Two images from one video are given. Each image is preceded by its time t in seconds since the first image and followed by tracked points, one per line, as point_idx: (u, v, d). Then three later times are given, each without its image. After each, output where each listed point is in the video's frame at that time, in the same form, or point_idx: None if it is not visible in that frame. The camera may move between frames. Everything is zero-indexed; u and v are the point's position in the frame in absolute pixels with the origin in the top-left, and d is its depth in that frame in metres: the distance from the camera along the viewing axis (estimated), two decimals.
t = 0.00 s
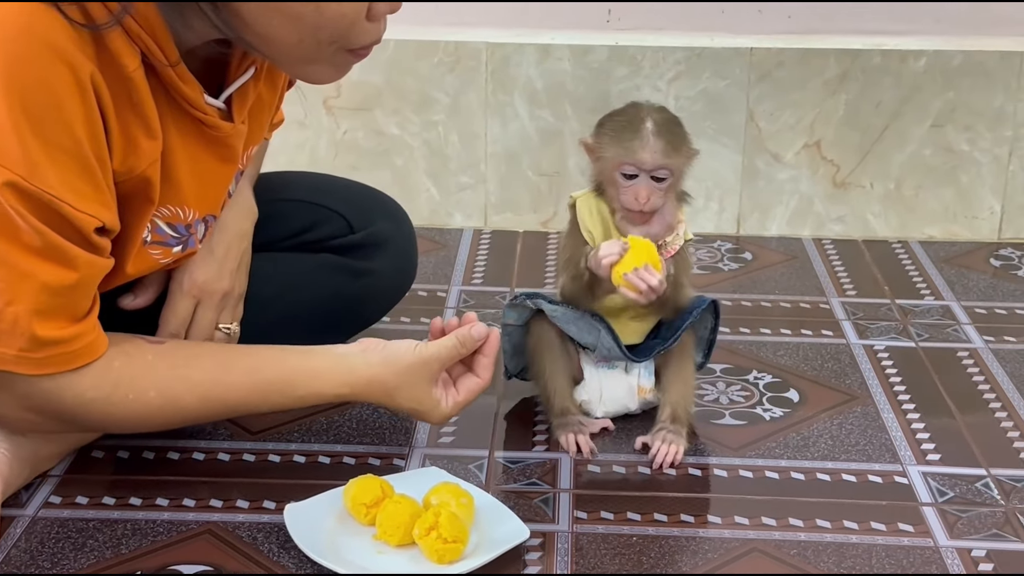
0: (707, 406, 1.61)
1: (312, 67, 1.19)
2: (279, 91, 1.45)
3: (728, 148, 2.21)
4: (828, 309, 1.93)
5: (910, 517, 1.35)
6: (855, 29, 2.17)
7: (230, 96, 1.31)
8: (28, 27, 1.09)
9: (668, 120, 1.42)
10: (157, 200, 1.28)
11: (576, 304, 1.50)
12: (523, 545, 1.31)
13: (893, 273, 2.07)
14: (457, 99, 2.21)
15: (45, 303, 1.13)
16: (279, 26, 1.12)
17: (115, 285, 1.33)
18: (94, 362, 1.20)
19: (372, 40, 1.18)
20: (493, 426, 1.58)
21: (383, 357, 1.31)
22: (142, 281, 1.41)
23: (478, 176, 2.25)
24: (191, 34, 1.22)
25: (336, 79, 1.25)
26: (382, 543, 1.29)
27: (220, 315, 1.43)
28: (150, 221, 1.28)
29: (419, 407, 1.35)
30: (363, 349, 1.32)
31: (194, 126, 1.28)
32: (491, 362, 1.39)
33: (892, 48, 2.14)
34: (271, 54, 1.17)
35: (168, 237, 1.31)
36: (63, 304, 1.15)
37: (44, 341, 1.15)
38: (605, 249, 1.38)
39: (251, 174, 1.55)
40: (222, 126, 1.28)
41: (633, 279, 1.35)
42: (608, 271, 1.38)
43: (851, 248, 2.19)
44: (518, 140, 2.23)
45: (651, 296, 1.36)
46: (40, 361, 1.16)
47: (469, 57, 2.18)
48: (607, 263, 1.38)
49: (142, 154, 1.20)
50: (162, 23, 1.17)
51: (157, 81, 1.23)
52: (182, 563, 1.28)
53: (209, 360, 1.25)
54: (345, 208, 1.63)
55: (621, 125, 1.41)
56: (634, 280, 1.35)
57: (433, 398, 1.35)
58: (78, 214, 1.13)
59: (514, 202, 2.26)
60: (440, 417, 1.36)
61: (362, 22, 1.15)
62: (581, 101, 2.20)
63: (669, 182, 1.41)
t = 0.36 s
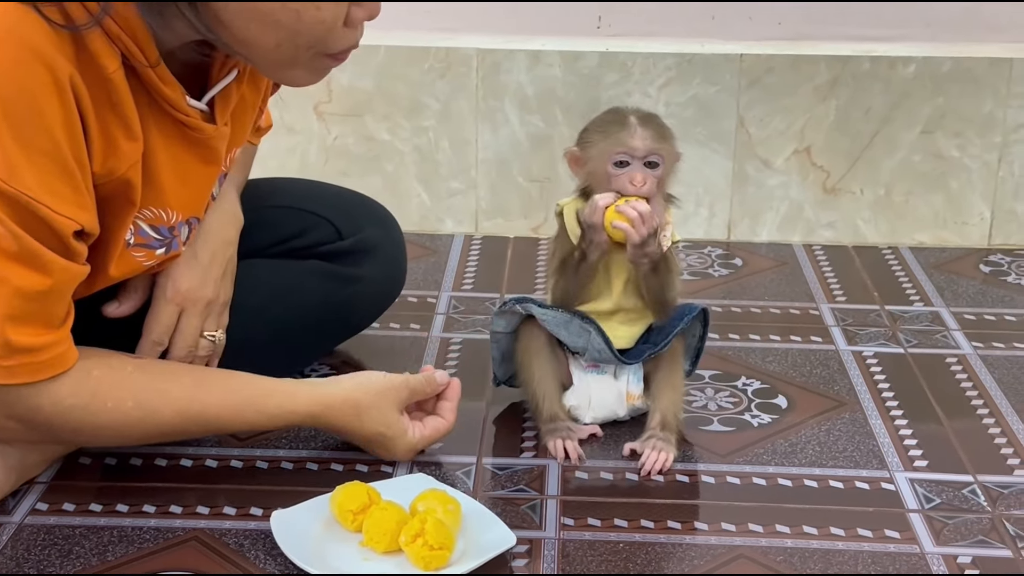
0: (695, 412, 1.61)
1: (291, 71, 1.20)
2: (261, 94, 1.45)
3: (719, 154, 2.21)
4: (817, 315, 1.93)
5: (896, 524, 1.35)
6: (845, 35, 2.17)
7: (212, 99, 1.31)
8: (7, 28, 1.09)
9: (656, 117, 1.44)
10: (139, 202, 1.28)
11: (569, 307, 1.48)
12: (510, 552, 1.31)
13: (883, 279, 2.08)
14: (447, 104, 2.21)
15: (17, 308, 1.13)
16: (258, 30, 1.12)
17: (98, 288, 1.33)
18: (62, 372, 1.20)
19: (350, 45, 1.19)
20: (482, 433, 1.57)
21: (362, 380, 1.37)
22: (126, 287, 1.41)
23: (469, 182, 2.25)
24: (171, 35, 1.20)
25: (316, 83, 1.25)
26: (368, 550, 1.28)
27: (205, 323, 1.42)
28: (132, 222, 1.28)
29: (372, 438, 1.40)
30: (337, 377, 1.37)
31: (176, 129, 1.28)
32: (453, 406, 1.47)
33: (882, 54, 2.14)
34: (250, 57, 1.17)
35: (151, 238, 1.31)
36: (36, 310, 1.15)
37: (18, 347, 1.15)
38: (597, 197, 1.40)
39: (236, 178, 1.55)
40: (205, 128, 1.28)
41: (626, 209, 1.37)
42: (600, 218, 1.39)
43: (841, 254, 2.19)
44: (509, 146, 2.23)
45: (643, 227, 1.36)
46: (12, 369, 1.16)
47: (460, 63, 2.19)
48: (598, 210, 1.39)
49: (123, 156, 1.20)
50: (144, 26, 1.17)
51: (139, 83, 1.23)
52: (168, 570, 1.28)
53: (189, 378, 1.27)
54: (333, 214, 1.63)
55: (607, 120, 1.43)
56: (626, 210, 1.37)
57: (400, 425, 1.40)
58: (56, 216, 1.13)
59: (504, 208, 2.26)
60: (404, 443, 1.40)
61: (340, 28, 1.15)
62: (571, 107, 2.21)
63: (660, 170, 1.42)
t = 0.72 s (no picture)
0: (682, 418, 1.61)
1: (259, 70, 1.21)
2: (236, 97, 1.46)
3: (708, 161, 2.22)
4: (806, 321, 1.93)
5: (881, 531, 1.36)
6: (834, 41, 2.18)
7: (189, 99, 1.32)
8: None
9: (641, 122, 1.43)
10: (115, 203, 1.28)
11: (557, 316, 1.48)
12: (495, 558, 1.31)
13: (872, 285, 2.08)
14: (437, 110, 2.22)
15: (16, 290, 1.13)
16: (229, 30, 1.13)
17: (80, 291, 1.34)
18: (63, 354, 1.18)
19: (317, 45, 1.20)
20: (469, 440, 1.57)
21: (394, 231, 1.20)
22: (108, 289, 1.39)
23: (459, 188, 2.26)
24: (143, 35, 1.20)
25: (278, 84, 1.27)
26: (353, 556, 1.28)
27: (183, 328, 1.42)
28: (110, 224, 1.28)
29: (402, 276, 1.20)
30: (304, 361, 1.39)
31: (150, 130, 1.29)
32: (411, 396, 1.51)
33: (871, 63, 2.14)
34: (220, 57, 1.18)
35: (131, 240, 1.32)
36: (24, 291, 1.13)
37: (22, 329, 1.15)
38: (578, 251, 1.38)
39: (214, 184, 1.56)
40: (180, 129, 1.29)
41: (617, 264, 1.35)
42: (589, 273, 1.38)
43: (831, 260, 2.20)
44: (499, 152, 2.23)
45: (639, 278, 1.36)
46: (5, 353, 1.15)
47: (449, 69, 2.19)
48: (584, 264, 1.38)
49: (98, 156, 1.20)
50: (113, 26, 1.17)
51: (111, 86, 1.23)
52: None
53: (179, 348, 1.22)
54: (319, 218, 1.64)
55: (594, 125, 1.43)
56: (617, 265, 1.36)
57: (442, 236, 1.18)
58: (31, 214, 1.13)
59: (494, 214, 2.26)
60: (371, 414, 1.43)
61: (309, 30, 1.16)
62: (561, 113, 2.21)
63: (645, 177, 1.42)
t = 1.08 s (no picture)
0: (671, 423, 1.61)
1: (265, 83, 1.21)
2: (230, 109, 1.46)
3: (699, 164, 2.22)
4: (796, 325, 1.93)
5: (869, 536, 1.35)
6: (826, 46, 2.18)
7: (185, 108, 1.31)
8: None
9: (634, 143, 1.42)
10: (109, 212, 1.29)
11: (554, 333, 1.47)
12: (482, 564, 1.31)
13: (863, 289, 2.08)
14: (429, 114, 2.22)
15: None
16: (238, 42, 1.13)
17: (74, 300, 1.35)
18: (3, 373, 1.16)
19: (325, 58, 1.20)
20: (458, 444, 1.57)
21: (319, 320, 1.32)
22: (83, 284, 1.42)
23: (450, 192, 2.25)
24: (142, 47, 1.20)
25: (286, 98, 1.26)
26: (339, 561, 1.26)
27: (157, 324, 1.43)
28: (106, 233, 1.29)
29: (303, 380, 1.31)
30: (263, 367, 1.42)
31: (145, 139, 1.28)
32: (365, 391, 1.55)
33: (862, 65, 2.16)
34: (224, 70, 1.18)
35: (126, 248, 1.33)
36: None
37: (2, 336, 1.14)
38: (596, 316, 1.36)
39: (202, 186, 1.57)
40: (173, 139, 1.29)
41: (629, 327, 1.37)
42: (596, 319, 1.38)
43: (822, 265, 2.19)
44: (490, 156, 2.23)
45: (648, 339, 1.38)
46: None
47: (441, 73, 2.19)
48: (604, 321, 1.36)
49: (90, 162, 1.20)
50: (113, 40, 1.17)
51: (107, 95, 1.23)
52: None
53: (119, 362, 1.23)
54: (309, 224, 1.63)
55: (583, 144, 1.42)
56: (630, 329, 1.37)
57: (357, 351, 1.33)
58: (23, 218, 1.13)
59: (486, 218, 2.26)
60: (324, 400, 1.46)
61: (317, 42, 1.16)
62: (553, 117, 2.21)
63: (628, 195, 1.39)
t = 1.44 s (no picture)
0: (665, 421, 1.62)
1: (242, 74, 1.23)
2: (209, 102, 1.47)
3: (694, 163, 2.22)
4: (790, 324, 1.93)
5: (861, 532, 1.36)
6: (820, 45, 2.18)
7: (166, 101, 1.32)
8: None
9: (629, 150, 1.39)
10: (89, 207, 1.29)
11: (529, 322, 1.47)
12: (474, 561, 1.31)
13: (856, 288, 2.08)
14: (423, 114, 2.22)
15: None
16: (213, 33, 1.16)
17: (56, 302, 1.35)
18: None
19: (302, 50, 1.22)
20: (451, 442, 1.57)
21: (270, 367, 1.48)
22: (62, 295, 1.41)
23: (445, 191, 2.26)
24: (119, 42, 1.23)
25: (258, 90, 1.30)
26: (333, 558, 1.27)
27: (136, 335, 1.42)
28: (85, 228, 1.29)
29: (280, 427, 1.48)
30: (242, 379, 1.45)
31: (125, 133, 1.29)
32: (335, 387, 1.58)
33: (856, 64, 2.15)
34: (200, 61, 1.21)
35: (108, 244, 1.32)
36: None
37: None
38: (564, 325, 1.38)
39: (190, 187, 1.56)
40: (154, 132, 1.29)
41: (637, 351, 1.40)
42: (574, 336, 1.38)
43: (816, 263, 2.20)
44: (484, 154, 2.24)
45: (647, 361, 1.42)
46: None
47: (435, 72, 2.20)
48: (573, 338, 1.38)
49: (68, 159, 1.21)
50: (88, 34, 1.18)
51: (86, 91, 1.24)
52: None
53: (84, 393, 1.31)
54: (302, 221, 1.63)
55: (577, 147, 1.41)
56: (635, 353, 1.40)
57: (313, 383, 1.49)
58: None
59: (480, 217, 2.27)
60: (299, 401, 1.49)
61: (294, 34, 1.19)
62: (547, 116, 2.21)
63: (634, 215, 1.38)
